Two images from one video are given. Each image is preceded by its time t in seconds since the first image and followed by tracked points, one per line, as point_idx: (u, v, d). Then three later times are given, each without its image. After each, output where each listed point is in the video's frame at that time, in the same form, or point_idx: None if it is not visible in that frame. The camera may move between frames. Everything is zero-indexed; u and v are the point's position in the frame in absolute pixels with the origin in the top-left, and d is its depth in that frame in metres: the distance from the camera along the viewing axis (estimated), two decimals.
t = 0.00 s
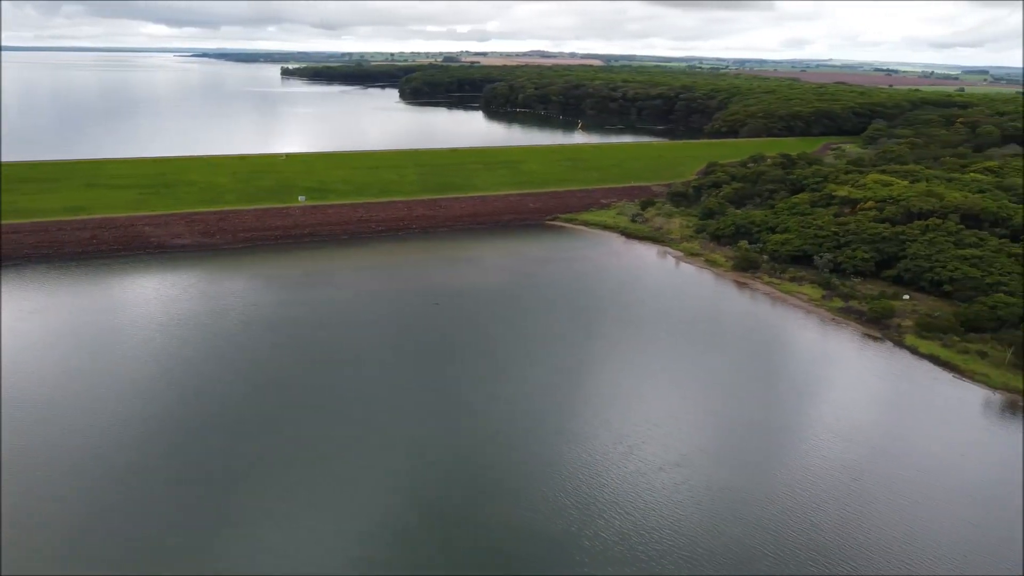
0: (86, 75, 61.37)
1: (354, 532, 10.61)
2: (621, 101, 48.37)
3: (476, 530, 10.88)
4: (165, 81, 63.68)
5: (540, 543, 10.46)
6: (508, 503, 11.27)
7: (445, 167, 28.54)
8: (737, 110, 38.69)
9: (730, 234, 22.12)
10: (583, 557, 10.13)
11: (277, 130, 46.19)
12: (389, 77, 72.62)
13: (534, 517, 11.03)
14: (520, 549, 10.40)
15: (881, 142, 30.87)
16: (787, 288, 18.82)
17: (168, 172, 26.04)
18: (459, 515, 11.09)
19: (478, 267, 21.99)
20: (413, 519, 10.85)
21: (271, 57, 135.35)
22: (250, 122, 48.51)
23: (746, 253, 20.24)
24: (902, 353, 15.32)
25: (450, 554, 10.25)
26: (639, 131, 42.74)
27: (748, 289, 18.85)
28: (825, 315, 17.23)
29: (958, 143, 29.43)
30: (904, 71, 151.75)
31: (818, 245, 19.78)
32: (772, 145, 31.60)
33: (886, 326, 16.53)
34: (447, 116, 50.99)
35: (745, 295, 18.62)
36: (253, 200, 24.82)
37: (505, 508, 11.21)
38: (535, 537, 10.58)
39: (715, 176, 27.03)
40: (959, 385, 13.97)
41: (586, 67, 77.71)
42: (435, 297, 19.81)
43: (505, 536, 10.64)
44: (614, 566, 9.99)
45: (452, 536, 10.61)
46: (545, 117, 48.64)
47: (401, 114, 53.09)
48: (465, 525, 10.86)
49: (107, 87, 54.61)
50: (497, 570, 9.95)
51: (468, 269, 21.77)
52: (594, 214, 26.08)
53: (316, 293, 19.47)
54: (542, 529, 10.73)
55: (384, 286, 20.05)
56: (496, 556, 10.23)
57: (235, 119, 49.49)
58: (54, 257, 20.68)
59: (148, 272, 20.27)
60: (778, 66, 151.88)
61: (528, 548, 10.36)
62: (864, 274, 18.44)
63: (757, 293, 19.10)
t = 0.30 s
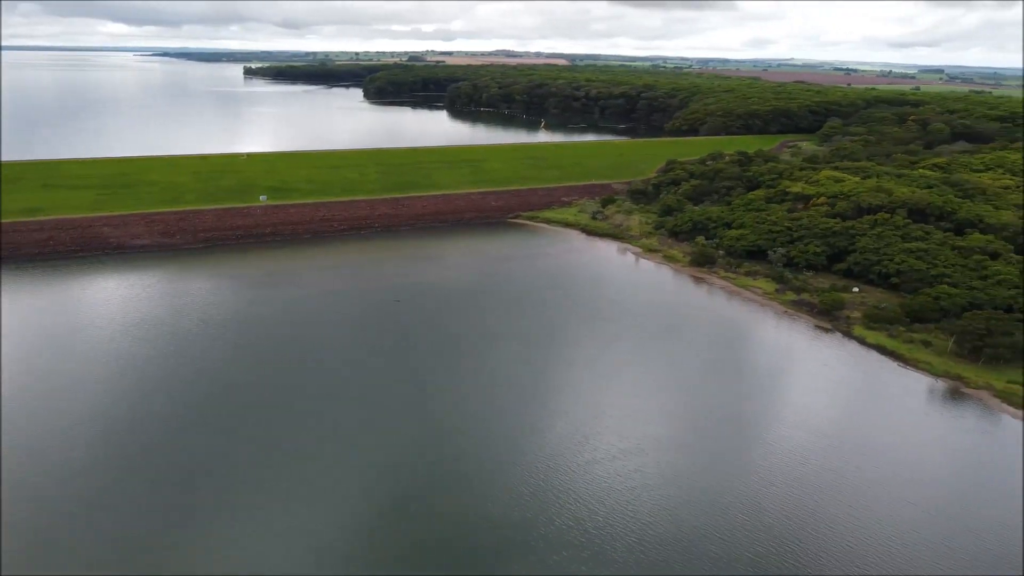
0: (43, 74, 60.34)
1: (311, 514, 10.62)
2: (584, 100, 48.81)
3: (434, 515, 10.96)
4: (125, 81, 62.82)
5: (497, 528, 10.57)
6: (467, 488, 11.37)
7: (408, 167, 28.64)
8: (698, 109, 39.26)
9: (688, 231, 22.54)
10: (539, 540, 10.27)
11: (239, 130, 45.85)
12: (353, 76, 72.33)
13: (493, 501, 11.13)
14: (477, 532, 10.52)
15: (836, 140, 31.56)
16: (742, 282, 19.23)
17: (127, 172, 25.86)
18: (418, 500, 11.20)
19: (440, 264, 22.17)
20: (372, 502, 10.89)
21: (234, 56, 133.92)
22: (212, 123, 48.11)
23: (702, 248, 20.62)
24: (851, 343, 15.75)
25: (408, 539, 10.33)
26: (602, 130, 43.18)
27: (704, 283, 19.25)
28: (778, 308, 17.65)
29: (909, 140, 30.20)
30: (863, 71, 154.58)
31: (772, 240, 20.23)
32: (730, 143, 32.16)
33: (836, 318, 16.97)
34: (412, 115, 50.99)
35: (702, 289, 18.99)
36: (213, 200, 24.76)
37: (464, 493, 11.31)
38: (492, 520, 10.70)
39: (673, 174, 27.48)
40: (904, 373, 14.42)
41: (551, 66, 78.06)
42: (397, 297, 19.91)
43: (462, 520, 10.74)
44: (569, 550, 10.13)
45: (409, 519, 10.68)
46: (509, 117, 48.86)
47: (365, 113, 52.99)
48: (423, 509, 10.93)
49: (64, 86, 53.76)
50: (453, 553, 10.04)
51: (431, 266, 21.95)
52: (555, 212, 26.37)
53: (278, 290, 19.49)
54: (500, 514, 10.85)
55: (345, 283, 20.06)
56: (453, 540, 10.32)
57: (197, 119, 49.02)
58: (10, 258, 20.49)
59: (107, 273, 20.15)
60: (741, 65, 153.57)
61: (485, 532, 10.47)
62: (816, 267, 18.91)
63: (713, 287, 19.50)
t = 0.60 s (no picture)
0: None
1: (272, 511, 10.73)
2: (546, 99, 49.24)
3: (391, 508, 11.16)
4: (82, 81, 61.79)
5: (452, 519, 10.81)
6: (424, 482, 11.56)
7: (370, 165, 28.70)
8: (658, 107, 39.79)
9: (645, 227, 22.95)
10: (493, 532, 10.52)
11: (200, 130, 45.40)
12: (316, 75, 71.86)
13: (451, 494, 11.36)
14: (433, 524, 10.73)
15: (791, 137, 32.23)
16: (698, 277, 19.65)
17: (83, 172, 25.56)
18: (377, 492, 11.35)
19: (402, 262, 22.30)
20: (328, 497, 11.04)
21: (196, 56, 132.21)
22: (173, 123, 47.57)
23: (659, 244, 21.02)
24: (801, 334, 16.20)
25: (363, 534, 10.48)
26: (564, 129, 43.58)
27: (660, 278, 19.62)
28: (731, 301, 18.08)
29: (861, 138, 30.94)
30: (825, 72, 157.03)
31: (726, 235, 20.69)
32: (688, 141, 32.68)
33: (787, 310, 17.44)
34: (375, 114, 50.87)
35: (659, 285, 19.37)
36: (173, 200, 24.61)
37: (421, 487, 11.49)
38: (448, 513, 10.93)
39: (632, 172, 27.90)
40: (850, 362, 14.89)
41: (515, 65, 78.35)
42: (358, 298, 20.04)
43: (420, 513, 10.94)
44: (525, 538, 10.38)
45: (369, 514, 10.85)
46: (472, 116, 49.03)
47: (328, 113, 52.78)
48: (382, 503, 11.07)
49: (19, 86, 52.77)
50: (410, 546, 10.25)
51: (393, 264, 22.07)
52: (517, 210, 26.63)
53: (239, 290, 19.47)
54: (455, 507, 11.07)
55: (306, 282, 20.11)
56: (409, 533, 10.53)
57: (156, 120, 48.44)
58: None
59: (65, 274, 19.96)
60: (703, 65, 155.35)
61: (440, 525, 10.70)
62: (768, 261, 19.39)
63: (669, 282, 19.89)
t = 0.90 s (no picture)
0: None
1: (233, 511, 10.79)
2: (511, 99, 49.63)
3: (352, 506, 11.29)
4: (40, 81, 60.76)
5: (412, 515, 10.99)
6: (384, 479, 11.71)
7: (333, 166, 28.63)
8: (621, 106, 40.26)
9: (606, 225, 23.29)
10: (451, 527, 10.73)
11: (162, 130, 44.90)
12: (280, 75, 71.42)
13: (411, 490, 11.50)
14: (391, 520, 10.90)
15: (750, 135, 32.79)
16: (656, 272, 20.00)
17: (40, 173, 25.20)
18: (337, 490, 11.45)
19: (365, 261, 22.36)
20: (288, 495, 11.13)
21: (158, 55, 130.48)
22: (134, 123, 46.99)
23: (619, 241, 21.34)
24: (755, 327, 16.59)
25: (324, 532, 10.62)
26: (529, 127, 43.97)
27: (620, 274, 19.91)
28: (689, 296, 18.44)
29: (818, 136, 31.59)
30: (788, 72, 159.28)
31: (684, 231, 21.08)
32: (650, 140, 33.10)
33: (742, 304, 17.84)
34: (339, 114, 50.69)
35: (618, 280, 19.69)
36: (133, 201, 24.40)
37: (381, 484, 11.65)
38: (407, 509, 11.10)
39: (594, 170, 28.25)
40: (802, 353, 15.29)
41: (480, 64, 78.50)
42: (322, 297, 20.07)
43: (380, 510, 11.10)
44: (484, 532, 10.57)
45: (331, 512, 10.95)
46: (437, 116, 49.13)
47: (292, 113, 52.50)
48: (342, 501, 11.18)
49: None
50: (371, 543, 10.41)
51: (357, 263, 22.13)
52: (480, 209, 26.80)
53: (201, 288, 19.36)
54: (414, 502, 11.24)
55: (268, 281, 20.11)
56: (368, 530, 10.68)
57: (117, 120, 47.81)
58: None
59: (22, 276, 19.73)
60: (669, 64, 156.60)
61: (399, 521, 10.87)
62: (725, 257, 19.80)
63: (629, 278, 20.21)
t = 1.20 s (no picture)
0: None
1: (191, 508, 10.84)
2: (473, 99, 49.90)
3: (312, 501, 11.40)
4: None
5: (369, 510, 11.16)
6: (341, 473, 11.86)
7: (293, 166, 28.58)
8: (582, 105, 40.65)
9: (565, 222, 23.60)
10: (406, 522, 10.92)
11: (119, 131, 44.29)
12: (241, 75, 70.86)
13: (369, 485, 11.66)
14: (350, 517, 11.07)
15: (708, 133, 33.33)
16: (614, 268, 20.33)
17: None
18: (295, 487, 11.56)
19: (326, 260, 22.41)
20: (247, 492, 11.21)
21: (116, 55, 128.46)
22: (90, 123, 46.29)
23: (577, 238, 21.66)
24: (708, 320, 16.98)
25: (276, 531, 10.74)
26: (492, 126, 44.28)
27: (578, 270, 20.21)
28: (645, 291, 18.81)
29: (773, 133, 32.23)
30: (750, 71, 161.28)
31: (641, 228, 21.47)
32: (610, 139, 33.50)
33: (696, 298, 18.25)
34: (301, 114, 50.42)
35: (577, 276, 19.99)
36: (89, 202, 24.15)
37: (338, 479, 11.79)
38: (367, 504, 11.25)
39: (555, 169, 28.56)
40: (752, 344, 15.70)
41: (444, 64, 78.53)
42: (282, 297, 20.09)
43: (338, 506, 11.24)
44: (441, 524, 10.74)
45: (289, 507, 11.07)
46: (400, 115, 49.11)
47: (253, 113, 52.11)
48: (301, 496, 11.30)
49: None
50: (330, 538, 10.54)
51: (318, 262, 22.17)
52: (442, 207, 26.95)
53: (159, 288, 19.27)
54: (371, 497, 11.39)
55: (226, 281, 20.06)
56: (326, 526, 10.81)
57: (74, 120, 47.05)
58: None
59: None
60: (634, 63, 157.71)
61: (358, 516, 11.02)
62: (680, 252, 20.20)
63: (587, 274, 20.52)
